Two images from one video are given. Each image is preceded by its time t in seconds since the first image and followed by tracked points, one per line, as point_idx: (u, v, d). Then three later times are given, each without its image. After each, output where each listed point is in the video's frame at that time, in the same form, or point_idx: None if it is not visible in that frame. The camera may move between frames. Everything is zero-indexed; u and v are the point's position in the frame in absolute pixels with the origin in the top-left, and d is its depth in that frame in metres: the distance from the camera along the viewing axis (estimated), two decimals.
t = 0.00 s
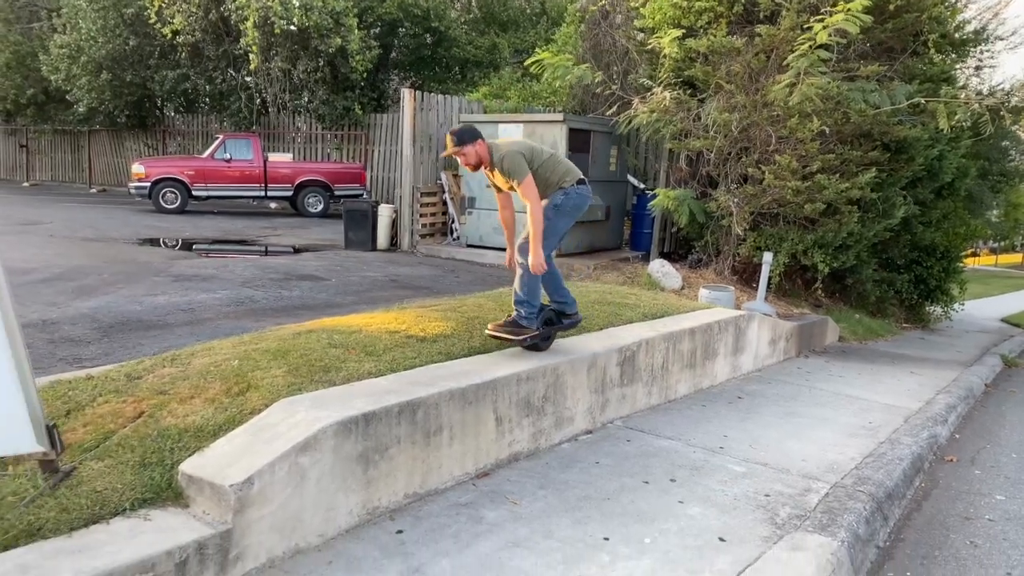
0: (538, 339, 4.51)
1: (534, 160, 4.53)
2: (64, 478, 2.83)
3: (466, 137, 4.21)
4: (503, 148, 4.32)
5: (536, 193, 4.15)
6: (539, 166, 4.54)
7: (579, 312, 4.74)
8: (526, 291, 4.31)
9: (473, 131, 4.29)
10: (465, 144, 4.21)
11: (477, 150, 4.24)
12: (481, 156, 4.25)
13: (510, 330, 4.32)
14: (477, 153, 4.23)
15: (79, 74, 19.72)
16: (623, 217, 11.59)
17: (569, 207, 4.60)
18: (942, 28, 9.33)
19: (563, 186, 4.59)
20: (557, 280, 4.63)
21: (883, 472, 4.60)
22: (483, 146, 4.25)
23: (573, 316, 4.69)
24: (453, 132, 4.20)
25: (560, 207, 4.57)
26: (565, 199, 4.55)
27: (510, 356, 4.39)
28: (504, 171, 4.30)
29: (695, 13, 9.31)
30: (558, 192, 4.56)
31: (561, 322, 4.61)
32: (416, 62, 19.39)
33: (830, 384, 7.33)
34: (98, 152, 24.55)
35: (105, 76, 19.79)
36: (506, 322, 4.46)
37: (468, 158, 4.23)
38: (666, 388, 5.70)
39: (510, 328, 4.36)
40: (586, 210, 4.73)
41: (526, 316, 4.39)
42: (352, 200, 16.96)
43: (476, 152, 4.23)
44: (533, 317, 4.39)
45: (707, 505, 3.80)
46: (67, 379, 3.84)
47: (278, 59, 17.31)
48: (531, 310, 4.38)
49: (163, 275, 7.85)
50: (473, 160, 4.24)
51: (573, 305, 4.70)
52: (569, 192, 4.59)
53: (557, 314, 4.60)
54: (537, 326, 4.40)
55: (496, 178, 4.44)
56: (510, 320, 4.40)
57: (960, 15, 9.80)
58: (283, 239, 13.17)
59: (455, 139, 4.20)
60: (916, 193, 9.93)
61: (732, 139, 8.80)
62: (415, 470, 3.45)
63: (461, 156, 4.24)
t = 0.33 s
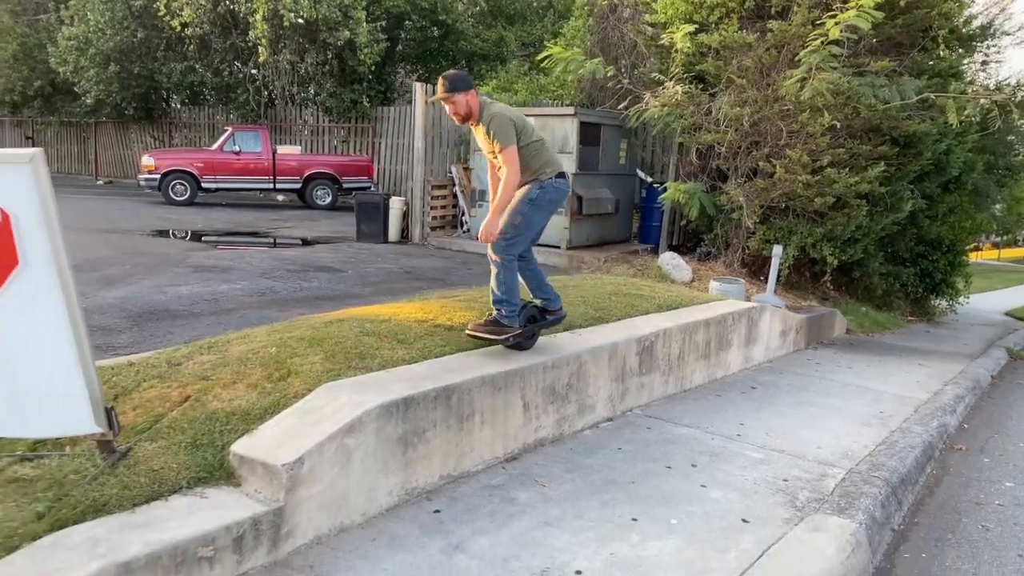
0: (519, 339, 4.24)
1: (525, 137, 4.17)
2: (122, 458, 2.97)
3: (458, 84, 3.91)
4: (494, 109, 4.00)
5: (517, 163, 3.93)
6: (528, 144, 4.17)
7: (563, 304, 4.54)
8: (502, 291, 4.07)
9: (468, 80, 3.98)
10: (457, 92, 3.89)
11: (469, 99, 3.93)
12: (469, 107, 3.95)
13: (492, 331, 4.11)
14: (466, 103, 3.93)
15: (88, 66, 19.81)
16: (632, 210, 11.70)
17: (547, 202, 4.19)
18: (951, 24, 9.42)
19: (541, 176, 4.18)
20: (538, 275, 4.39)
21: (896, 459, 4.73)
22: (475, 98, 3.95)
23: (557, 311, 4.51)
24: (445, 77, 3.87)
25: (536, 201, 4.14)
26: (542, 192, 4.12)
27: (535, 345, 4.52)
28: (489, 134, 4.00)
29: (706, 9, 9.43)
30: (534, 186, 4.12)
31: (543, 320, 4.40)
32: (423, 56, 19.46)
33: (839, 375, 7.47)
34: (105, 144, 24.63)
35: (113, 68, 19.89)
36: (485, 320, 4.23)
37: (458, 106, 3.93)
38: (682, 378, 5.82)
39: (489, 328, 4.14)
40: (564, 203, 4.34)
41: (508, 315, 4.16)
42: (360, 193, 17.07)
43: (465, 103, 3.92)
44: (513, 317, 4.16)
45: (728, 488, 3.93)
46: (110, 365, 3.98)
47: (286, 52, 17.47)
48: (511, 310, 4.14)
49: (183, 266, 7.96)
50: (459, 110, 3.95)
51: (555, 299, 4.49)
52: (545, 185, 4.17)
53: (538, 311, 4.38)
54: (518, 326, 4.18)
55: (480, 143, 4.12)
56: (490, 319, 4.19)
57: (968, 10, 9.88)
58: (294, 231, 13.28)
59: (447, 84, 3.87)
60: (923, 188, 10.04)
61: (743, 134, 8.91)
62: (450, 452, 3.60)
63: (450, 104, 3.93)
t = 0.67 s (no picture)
0: (500, 344, 3.98)
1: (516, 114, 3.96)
2: (187, 438, 3.15)
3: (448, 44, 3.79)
4: (484, 76, 3.84)
5: (503, 136, 3.76)
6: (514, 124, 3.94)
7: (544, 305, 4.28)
8: (477, 290, 3.81)
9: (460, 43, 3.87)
10: (446, 55, 3.79)
11: (458, 63, 3.82)
12: (457, 72, 3.82)
13: (470, 335, 3.85)
14: (454, 67, 3.81)
15: (100, 61, 19.87)
16: (644, 205, 11.84)
17: (518, 195, 3.94)
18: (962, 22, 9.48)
19: (515, 164, 3.93)
20: (514, 273, 4.13)
21: (912, 446, 4.89)
22: (463, 62, 3.82)
23: (537, 312, 4.24)
24: (432, 38, 3.76)
25: (506, 195, 3.88)
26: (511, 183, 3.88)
27: (565, 334, 4.69)
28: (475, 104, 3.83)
29: (721, 7, 9.57)
30: (504, 175, 3.91)
31: (524, 321, 4.14)
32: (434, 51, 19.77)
33: (852, 366, 7.63)
34: (115, 138, 24.79)
35: (126, 62, 19.87)
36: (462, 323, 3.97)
37: (447, 70, 3.82)
38: (702, 368, 5.98)
39: (466, 332, 3.89)
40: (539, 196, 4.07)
41: (487, 317, 3.90)
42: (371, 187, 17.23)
43: (453, 66, 3.80)
44: (493, 318, 3.90)
45: (754, 472, 4.10)
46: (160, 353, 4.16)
47: (299, 48, 18.04)
48: (489, 311, 3.88)
49: (208, 258, 8.13)
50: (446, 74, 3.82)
51: (535, 299, 4.23)
52: (517, 175, 3.94)
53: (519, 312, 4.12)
54: (499, 328, 3.92)
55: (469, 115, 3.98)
56: (468, 322, 3.95)
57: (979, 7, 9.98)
58: (309, 224, 13.45)
59: (434, 45, 3.77)
60: (933, 183, 10.19)
61: (757, 130, 9.08)
62: (490, 436, 3.78)
63: (439, 68, 3.82)
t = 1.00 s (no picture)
0: (471, 344, 3.68)
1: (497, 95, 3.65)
2: (252, 414, 3.35)
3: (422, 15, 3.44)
4: (465, 52, 3.52)
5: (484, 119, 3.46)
6: (492, 106, 3.62)
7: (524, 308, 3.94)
8: (439, 284, 3.53)
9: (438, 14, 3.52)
10: (426, 27, 3.45)
11: (437, 37, 3.49)
12: (433, 47, 3.50)
13: (434, 332, 3.57)
14: (429, 40, 3.47)
15: (117, 53, 20.07)
16: (658, 198, 11.97)
17: (488, 184, 3.62)
18: (976, 17, 9.64)
19: (486, 151, 3.62)
20: (488, 269, 3.82)
21: (929, 430, 5.07)
22: (439, 36, 3.49)
23: (516, 313, 3.92)
24: (407, 9, 3.43)
25: (472, 183, 3.58)
26: (478, 172, 3.58)
27: (596, 321, 4.88)
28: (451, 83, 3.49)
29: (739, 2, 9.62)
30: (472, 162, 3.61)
31: (499, 321, 3.82)
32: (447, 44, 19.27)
33: (866, 356, 7.81)
34: (129, 129, 25.02)
35: (142, 54, 19.97)
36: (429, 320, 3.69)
37: (424, 45, 3.48)
38: (723, 355, 6.17)
39: (431, 329, 3.59)
40: (514, 187, 3.75)
41: (453, 313, 3.59)
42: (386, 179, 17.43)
43: (430, 41, 3.47)
44: (460, 315, 3.60)
45: (780, 452, 4.30)
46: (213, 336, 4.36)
47: (314, 40, 17.76)
48: (456, 307, 3.58)
49: (237, 248, 8.33)
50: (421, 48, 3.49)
51: (513, 298, 3.91)
52: (488, 164, 3.62)
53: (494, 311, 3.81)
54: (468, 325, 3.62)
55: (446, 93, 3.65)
56: (434, 320, 3.65)
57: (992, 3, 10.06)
58: (327, 216, 13.65)
59: (408, 18, 3.43)
60: (945, 176, 10.36)
61: (773, 124, 9.25)
62: (530, 415, 3.98)
63: (416, 43, 3.49)
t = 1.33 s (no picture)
0: (448, 370, 3.41)
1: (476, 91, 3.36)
2: (324, 385, 3.57)
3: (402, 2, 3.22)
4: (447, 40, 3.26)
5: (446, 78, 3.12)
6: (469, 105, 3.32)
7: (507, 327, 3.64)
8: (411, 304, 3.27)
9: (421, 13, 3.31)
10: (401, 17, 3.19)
11: (417, 29, 3.23)
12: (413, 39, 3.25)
13: (406, 355, 3.32)
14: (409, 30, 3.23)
15: (138, 40, 20.27)
16: (680, 184, 12.13)
17: (466, 195, 3.32)
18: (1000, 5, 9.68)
19: (462, 156, 3.29)
20: (470, 288, 3.53)
21: (956, 410, 5.25)
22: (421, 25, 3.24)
23: (498, 336, 3.62)
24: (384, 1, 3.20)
25: (447, 195, 3.28)
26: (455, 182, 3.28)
27: (635, 302, 5.06)
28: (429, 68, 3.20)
29: None
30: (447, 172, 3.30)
31: (478, 345, 3.54)
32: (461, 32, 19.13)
33: (889, 341, 7.97)
34: (147, 115, 25.25)
35: (164, 42, 20.18)
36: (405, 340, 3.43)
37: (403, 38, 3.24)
38: (752, 338, 6.35)
39: (404, 352, 3.34)
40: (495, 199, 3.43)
41: (427, 335, 3.34)
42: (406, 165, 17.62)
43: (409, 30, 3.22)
44: (434, 337, 3.34)
45: (815, 429, 4.49)
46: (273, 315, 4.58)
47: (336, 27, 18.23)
48: (429, 328, 3.33)
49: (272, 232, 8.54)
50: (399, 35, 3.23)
51: (497, 320, 3.61)
52: (465, 173, 3.30)
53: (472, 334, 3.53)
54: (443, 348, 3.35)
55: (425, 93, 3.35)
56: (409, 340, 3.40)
57: None
58: (351, 202, 13.85)
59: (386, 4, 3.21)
60: (966, 165, 10.45)
61: (797, 112, 9.38)
62: (577, 391, 4.18)
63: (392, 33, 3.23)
